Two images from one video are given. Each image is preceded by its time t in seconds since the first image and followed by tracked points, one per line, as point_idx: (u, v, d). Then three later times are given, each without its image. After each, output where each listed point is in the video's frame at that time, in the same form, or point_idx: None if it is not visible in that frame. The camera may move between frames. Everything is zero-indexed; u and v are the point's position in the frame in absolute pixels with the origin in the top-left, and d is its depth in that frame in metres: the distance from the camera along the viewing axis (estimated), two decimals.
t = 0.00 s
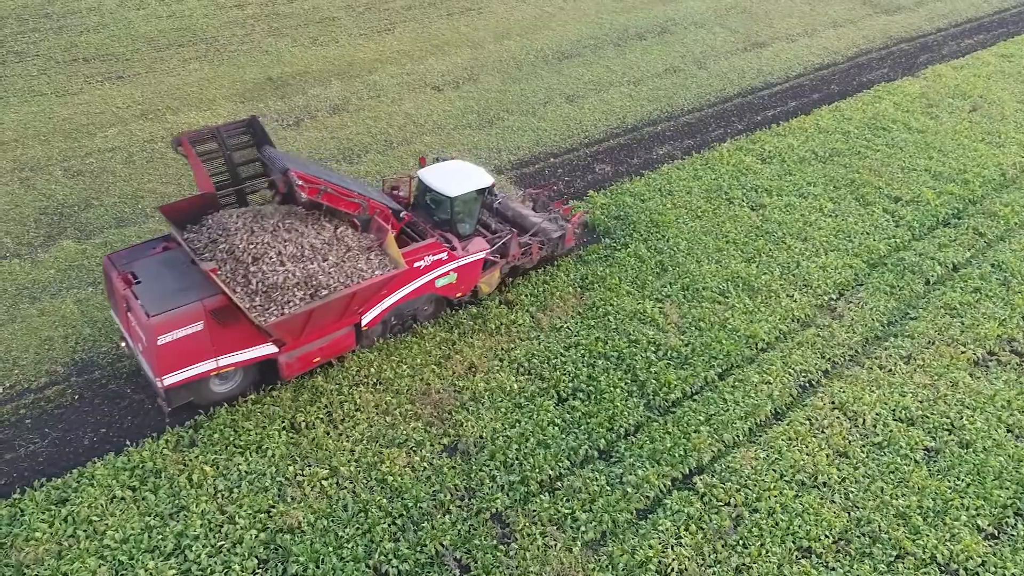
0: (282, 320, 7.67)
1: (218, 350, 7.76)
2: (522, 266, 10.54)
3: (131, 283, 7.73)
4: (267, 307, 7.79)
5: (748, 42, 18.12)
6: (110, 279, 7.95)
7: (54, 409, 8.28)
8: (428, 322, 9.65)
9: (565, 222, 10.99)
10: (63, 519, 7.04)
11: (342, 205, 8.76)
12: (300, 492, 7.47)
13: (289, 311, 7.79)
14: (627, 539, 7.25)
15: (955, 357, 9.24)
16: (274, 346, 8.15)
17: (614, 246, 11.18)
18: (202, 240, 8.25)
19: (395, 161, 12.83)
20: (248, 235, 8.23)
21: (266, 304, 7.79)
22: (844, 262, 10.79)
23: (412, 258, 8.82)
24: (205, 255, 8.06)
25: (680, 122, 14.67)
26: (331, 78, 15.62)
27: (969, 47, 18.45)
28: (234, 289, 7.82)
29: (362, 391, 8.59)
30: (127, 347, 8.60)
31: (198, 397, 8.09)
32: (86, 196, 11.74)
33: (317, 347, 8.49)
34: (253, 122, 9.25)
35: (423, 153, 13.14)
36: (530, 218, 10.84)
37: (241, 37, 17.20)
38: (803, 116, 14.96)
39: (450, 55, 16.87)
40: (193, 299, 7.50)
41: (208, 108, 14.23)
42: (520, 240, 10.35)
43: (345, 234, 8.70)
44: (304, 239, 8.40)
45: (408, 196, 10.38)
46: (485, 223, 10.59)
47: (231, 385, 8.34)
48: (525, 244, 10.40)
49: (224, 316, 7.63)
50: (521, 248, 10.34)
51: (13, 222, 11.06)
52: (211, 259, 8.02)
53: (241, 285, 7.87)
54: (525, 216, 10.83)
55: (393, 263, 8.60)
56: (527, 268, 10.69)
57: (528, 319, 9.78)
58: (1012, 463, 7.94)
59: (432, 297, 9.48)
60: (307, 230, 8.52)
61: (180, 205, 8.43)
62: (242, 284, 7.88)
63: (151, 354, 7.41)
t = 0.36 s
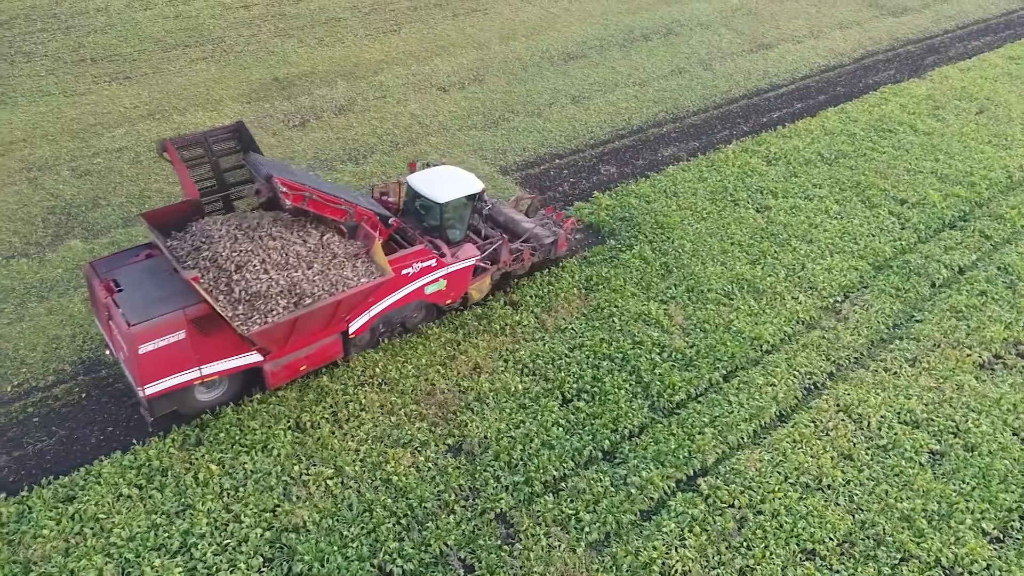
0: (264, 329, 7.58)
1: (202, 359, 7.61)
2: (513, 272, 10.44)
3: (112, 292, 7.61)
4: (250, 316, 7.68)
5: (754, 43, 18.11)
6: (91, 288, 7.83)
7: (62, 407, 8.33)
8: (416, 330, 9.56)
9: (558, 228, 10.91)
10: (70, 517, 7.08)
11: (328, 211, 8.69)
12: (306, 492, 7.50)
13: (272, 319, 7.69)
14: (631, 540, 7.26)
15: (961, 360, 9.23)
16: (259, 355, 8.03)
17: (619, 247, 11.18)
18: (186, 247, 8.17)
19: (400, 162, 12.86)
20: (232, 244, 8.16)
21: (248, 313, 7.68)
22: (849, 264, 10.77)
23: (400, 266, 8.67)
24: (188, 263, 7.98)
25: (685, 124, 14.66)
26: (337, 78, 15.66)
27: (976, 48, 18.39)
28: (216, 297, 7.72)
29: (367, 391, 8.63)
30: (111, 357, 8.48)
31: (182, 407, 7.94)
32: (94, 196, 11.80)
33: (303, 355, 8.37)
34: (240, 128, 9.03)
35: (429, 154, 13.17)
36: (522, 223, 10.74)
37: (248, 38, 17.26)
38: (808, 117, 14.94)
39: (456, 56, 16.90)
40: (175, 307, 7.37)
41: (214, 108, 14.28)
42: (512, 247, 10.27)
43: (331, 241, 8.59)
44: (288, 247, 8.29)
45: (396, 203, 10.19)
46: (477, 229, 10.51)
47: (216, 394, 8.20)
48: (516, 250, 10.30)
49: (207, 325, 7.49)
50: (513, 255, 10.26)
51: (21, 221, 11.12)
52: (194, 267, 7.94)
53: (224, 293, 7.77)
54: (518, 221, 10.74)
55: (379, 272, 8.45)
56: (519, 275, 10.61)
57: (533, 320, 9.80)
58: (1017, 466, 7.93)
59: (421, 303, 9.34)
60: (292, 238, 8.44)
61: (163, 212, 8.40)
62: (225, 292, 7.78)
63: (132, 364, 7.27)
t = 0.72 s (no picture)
0: (255, 335, 7.57)
1: (193, 364, 7.63)
2: (513, 279, 10.29)
3: (104, 296, 7.61)
4: (240, 322, 7.65)
5: (771, 45, 17.99)
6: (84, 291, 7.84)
7: (79, 402, 8.43)
8: (414, 336, 9.50)
9: (558, 234, 10.77)
10: (86, 509, 7.17)
11: (322, 217, 8.59)
12: (318, 489, 7.55)
13: (263, 326, 7.68)
14: (641, 543, 7.24)
15: (978, 366, 9.13)
16: (252, 361, 8.04)
17: (633, 249, 11.15)
18: (177, 251, 8.04)
19: (415, 162, 12.90)
20: (224, 248, 8.05)
21: (239, 319, 7.66)
22: (865, 269, 10.69)
23: (396, 272, 8.65)
24: (179, 267, 7.86)
25: (701, 126, 14.60)
26: (354, 78, 15.72)
27: (997, 52, 18.18)
28: (206, 302, 7.65)
29: (380, 390, 8.67)
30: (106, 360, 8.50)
31: (175, 412, 7.96)
32: (112, 193, 11.92)
33: (297, 361, 8.36)
34: (236, 133, 9.24)
35: (443, 154, 13.20)
36: (522, 229, 10.62)
37: (265, 37, 17.37)
38: (825, 120, 14.83)
39: (472, 57, 16.92)
40: (166, 313, 7.37)
41: (232, 107, 14.38)
42: (511, 253, 10.13)
43: (326, 246, 8.57)
44: (281, 252, 8.25)
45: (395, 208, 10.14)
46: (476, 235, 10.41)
47: (209, 399, 8.21)
48: (515, 256, 10.17)
49: (198, 330, 7.50)
50: (512, 261, 10.12)
51: (41, 218, 11.26)
52: (185, 271, 7.82)
53: (214, 299, 7.70)
54: (518, 227, 10.62)
55: (373, 278, 8.49)
56: (518, 282, 10.46)
57: (546, 321, 9.80)
58: None
59: (418, 310, 9.31)
60: (286, 243, 8.38)
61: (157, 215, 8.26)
62: (215, 298, 7.72)
63: (123, 370, 7.30)
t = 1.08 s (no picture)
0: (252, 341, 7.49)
1: (192, 368, 7.60)
2: (519, 286, 10.17)
3: (103, 299, 7.61)
4: (238, 327, 7.59)
5: (799, 49, 17.80)
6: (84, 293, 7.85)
7: (105, 394, 8.57)
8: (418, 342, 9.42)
9: (567, 241, 10.58)
10: (109, 500, 7.29)
11: (324, 222, 8.53)
12: (336, 486, 7.60)
13: (261, 331, 7.61)
14: (658, 548, 7.19)
15: (1006, 378, 8.96)
16: (251, 366, 7.99)
17: (656, 253, 11.09)
18: (179, 256, 8.04)
19: (439, 162, 12.95)
20: (225, 253, 8.01)
21: (237, 324, 7.59)
22: (892, 277, 10.53)
23: (398, 279, 8.55)
24: (180, 271, 7.86)
25: (726, 129, 14.47)
26: (379, 78, 15.80)
27: None
28: (205, 307, 7.61)
29: (400, 388, 8.72)
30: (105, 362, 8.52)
31: (174, 415, 7.95)
32: (140, 188, 12.10)
33: (297, 366, 8.33)
34: (242, 136, 9.34)
35: (467, 155, 13.23)
36: (530, 236, 10.46)
37: (293, 36, 17.52)
38: (853, 125, 14.64)
39: (497, 57, 16.94)
40: (164, 317, 7.35)
41: (258, 105, 14.52)
42: (517, 260, 9.99)
43: (328, 251, 8.48)
44: (282, 257, 8.18)
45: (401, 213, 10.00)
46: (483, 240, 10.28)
47: (209, 404, 8.19)
48: (522, 263, 10.02)
49: (197, 335, 7.46)
50: (518, 268, 9.98)
51: (71, 212, 11.46)
52: (185, 275, 7.81)
53: (213, 303, 7.66)
54: (525, 234, 10.47)
55: (374, 285, 8.35)
56: (526, 289, 10.33)
57: (567, 323, 9.79)
58: None
59: (421, 316, 9.21)
60: (288, 247, 8.32)
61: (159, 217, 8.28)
62: (214, 302, 7.67)
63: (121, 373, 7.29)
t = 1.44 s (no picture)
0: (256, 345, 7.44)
1: (198, 370, 7.55)
2: (532, 294, 10.09)
3: (111, 299, 7.62)
4: (242, 331, 7.55)
5: (836, 54, 17.52)
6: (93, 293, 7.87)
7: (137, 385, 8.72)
8: (426, 348, 9.36)
9: (581, 249, 10.51)
10: (139, 489, 7.41)
11: (333, 225, 8.55)
12: (360, 482, 7.65)
13: (265, 335, 7.57)
14: (680, 556, 7.11)
15: None
16: (258, 368, 7.95)
17: (685, 258, 10.99)
18: (187, 257, 8.03)
19: (469, 162, 12.98)
20: (232, 255, 7.99)
21: (241, 328, 7.55)
22: (927, 287, 10.32)
23: (408, 283, 8.54)
24: (187, 272, 7.84)
25: (760, 134, 14.30)
26: (412, 77, 15.88)
27: None
28: (210, 309, 7.57)
29: (425, 387, 8.75)
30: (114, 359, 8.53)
31: (181, 416, 7.93)
32: (175, 183, 12.30)
33: (304, 370, 8.29)
34: (256, 138, 9.39)
35: (497, 156, 13.23)
36: (544, 243, 10.43)
37: (327, 35, 17.68)
38: (890, 132, 14.37)
39: (530, 58, 16.93)
40: (170, 318, 7.32)
41: (292, 103, 14.67)
42: (530, 267, 9.91)
43: (336, 256, 8.47)
44: (289, 261, 8.15)
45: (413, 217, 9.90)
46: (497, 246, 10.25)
47: (215, 406, 8.18)
48: (535, 271, 9.94)
49: (203, 337, 7.42)
50: (531, 275, 9.90)
51: (108, 205, 11.68)
52: (191, 277, 7.79)
53: (218, 306, 7.62)
54: (539, 241, 10.41)
55: (382, 290, 8.34)
56: (538, 297, 10.25)
57: (593, 327, 9.75)
58: None
59: (430, 322, 9.18)
60: (297, 251, 8.29)
61: (170, 219, 8.33)
62: (219, 305, 7.64)
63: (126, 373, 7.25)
